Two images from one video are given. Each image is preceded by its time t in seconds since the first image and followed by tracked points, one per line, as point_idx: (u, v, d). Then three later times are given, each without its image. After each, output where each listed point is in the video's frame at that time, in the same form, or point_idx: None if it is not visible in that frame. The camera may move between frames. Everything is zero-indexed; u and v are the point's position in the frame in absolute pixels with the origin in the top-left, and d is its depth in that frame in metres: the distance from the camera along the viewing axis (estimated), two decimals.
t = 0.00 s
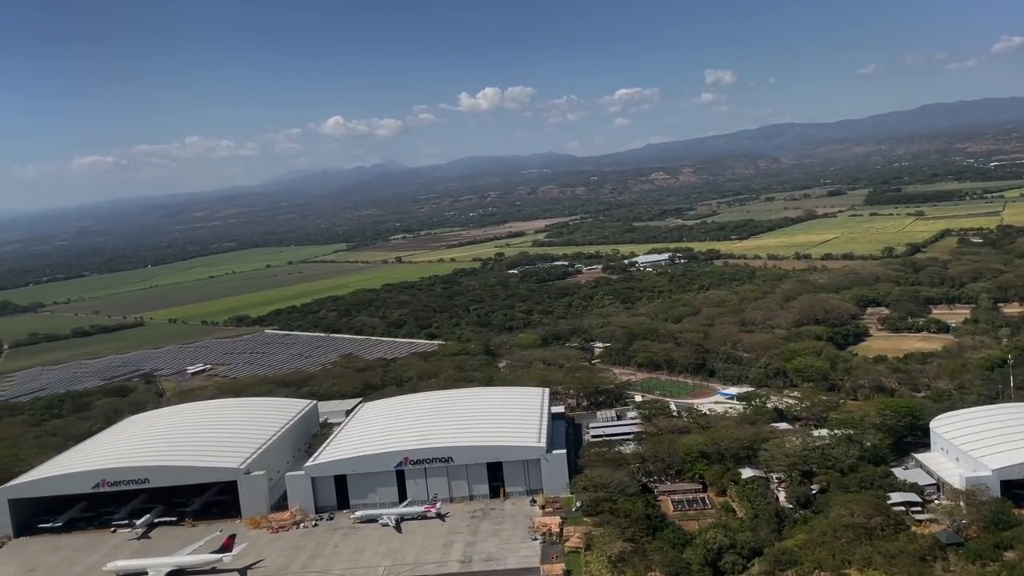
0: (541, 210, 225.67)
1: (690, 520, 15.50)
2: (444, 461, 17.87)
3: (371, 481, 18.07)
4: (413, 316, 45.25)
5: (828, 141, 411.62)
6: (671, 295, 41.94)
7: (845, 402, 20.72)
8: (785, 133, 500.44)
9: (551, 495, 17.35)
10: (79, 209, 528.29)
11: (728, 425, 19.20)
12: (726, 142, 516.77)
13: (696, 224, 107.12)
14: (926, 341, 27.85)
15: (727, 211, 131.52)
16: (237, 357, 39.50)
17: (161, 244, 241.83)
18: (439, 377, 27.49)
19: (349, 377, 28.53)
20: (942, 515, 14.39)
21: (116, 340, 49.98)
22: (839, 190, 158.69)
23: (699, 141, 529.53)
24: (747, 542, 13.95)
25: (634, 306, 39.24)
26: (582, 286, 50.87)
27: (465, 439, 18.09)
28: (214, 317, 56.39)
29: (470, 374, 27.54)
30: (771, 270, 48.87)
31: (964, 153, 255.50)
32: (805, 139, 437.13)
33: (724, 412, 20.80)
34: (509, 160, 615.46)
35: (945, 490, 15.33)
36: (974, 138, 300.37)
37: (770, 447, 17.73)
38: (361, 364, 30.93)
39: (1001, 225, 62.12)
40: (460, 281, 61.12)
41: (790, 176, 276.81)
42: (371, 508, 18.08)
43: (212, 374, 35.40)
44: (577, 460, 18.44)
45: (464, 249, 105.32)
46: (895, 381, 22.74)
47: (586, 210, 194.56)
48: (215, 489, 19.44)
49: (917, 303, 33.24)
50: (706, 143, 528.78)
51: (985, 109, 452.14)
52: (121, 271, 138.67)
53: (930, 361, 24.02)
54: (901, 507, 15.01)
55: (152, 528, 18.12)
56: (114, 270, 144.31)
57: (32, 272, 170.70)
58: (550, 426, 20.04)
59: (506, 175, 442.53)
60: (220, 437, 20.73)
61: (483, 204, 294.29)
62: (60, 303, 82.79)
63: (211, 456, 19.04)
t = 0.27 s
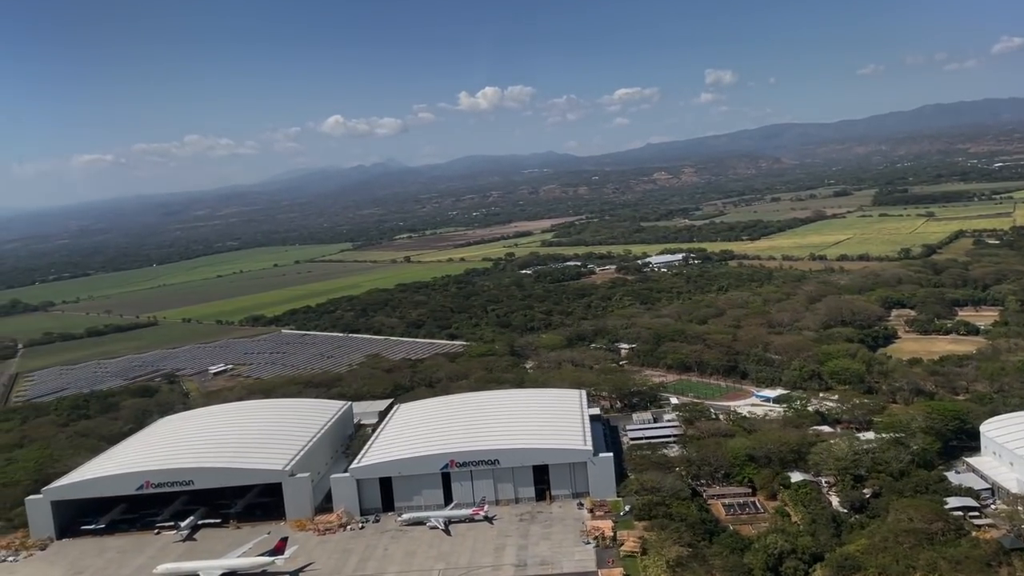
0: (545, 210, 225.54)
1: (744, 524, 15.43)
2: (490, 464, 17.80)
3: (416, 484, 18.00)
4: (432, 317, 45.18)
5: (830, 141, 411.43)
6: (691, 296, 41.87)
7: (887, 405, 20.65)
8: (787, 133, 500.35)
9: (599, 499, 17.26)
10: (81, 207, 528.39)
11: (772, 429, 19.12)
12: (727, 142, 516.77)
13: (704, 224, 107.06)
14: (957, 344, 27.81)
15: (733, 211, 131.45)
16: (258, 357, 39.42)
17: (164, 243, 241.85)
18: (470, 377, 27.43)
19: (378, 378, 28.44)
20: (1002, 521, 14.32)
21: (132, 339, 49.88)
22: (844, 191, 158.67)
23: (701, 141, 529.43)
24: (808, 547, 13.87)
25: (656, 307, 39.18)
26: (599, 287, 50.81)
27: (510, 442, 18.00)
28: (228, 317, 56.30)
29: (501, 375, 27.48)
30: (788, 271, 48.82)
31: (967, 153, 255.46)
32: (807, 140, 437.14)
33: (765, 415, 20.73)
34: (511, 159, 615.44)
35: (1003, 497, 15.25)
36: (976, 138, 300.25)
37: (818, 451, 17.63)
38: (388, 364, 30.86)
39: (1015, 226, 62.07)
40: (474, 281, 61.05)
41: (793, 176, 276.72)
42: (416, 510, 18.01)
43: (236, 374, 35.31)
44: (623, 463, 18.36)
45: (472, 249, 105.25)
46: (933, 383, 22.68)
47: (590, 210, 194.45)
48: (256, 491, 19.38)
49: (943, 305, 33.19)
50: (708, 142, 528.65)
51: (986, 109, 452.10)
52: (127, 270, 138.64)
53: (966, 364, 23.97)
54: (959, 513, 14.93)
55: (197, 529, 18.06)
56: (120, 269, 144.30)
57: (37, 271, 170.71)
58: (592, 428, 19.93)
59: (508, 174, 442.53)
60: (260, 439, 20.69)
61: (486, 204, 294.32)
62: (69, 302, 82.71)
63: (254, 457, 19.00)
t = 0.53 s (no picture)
0: (548, 211, 225.58)
1: (800, 531, 15.31)
2: (537, 468, 17.68)
3: (462, 488, 17.89)
4: (451, 319, 45.08)
5: (832, 142, 411.51)
6: (712, 298, 41.77)
7: (930, 411, 20.52)
8: (789, 134, 500.54)
9: (647, 505, 17.12)
10: (84, 207, 528.96)
11: (817, 434, 19.01)
12: (730, 144, 516.66)
13: (712, 225, 107.03)
14: (989, 349, 27.71)
15: (740, 213, 131.41)
16: (279, 359, 39.30)
17: (168, 243, 242.20)
18: (500, 380, 27.32)
19: (407, 380, 28.33)
20: None
21: (149, 340, 49.74)
22: (850, 193, 158.65)
23: (703, 142, 529.43)
24: (871, 554, 13.77)
25: (679, 309, 39.06)
26: (616, 289, 50.74)
27: (556, 445, 17.90)
28: (243, 317, 56.19)
29: (533, 378, 27.39)
30: (806, 274, 48.76)
31: (971, 155, 255.46)
32: (810, 141, 437.21)
33: (807, 420, 20.60)
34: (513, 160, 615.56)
35: None
36: (980, 140, 300.23)
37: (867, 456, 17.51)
38: (415, 366, 30.76)
39: None
40: (488, 282, 60.95)
41: (796, 178, 276.74)
42: (462, 514, 17.89)
43: (259, 376, 35.21)
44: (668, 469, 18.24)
45: (481, 250, 105.22)
46: (973, 388, 22.54)
47: (594, 211, 194.41)
48: (298, 494, 19.28)
49: (970, 308, 33.10)
50: (711, 144, 528.58)
51: (988, 111, 452.21)
52: (133, 269, 138.72)
53: (1005, 368, 23.85)
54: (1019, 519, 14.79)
55: (241, 533, 17.95)
56: (126, 269, 144.43)
57: (43, 270, 170.94)
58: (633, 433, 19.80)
59: (511, 175, 442.76)
60: (299, 442, 20.60)
61: (490, 204, 294.42)
62: (80, 302, 82.72)
63: (297, 461, 18.91)
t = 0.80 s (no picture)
0: (552, 212, 225.50)
1: (856, 539, 15.24)
2: (585, 474, 17.60)
3: (509, 493, 17.81)
4: (470, 321, 45.03)
5: (835, 144, 411.44)
6: (733, 302, 41.71)
7: (974, 418, 20.43)
8: (791, 136, 500.48)
9: (696, 511, 17.04)
10: (87, 206, 529.75)
11: (864, 440, 18.90)
12: (732, 145, 516.62)
13: (720, 228, 106.99)
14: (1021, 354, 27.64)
15: (747, 216, 131.36)
16: (300, 361, 39.27)
17: (173, 243, 242.75)
18: (531, 384, 27.25)
19: (437, 384, 28.27)
20: None
21: (166, 341, 49.75)
22: (856, 196, 158.60)
23: (706, 143, 529.57)
24: (934, 564, 13.69)
25: (700, 312, 39.01)
26: (632, 291, 50.71)
27: (603, 451, 17.81)
28: (258, 319, 56.20)
29: (563, 382, 27.34)
30: (825, 278, 48.67)
31: (975, 159, 255.36)
32: (813, 143, 437.51)
33: (850, 426, 20.51)
34: (515, 161, 615.83)
35: None
36: (983, 143, 300.16)
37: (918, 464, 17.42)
38: (442, 369, 30.71)
39: None
40: (502, 284, 60.89)
41: (800, 180, 276.58)
42: (508, 520, 17.81)
43: (283, 378, 35.18)
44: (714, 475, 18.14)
45: (490, 251, 105.24)
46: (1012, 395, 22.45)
47: (599, 213, 194.36)
48: (339, 498, 19.20)
49: (997, 313, 33.02)
50: (713, 145, 528.64)
51: (991, 114, 452.04)
52: (141, 270, 138.91)
53: None
54: None
55: (287, 537, 17.88)
56: (134, 269, 144.65)
57: (50, 270, 171.32)
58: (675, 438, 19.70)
59: (514, 176, 443.19)
60: (339, 445, 20.53)
61: (494, 206, 294.63)
62: (91, 302, 82.79)
63: (340, 464, 18.84)
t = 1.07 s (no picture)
0: (557, 215, 225.54)
1: (914, 549, 15.10)
2: (632, 481, 17.47)
3: (556, 499, 17.67)
4: (489, 324, 44.93)
5: (837, 147, 411.46)
6: (754, 306, 41.63)
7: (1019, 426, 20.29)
8: (793, 139, 500.47)
9: (746, 519, 16.90)
10: (90, 207, 530.40)
11: (911, 448, 18.77)
12: (734, 148, 516.83)
13: (729, 231, 106.94)
14: None
15: (754, 219, 131.30)
16: (322, 363, 39.19)
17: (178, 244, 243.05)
18: (563, 388, 27.11)
19: (467, 388, 28.16)
20: None
21: (183, 343, 49.70)
22: (862, 200, 158.51)
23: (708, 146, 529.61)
24: (999, 572, 13.54)
25: (723, 317, 38.90)
26: (650, 295, 50.60)
27: (650, 458, 17.67)
28: (273, 321, 56.15)
29: (594, 386, 27.25)
30: (844, 283, 48.55)
31: (979, 163, 255.35)
32: (815, 146, 437.81)
33: (893, 434, 20.37)
34: (518, 163, 616.30)
35: None
36: (987, 147, 300.11)
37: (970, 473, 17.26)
38: (469, 372, 30.63)
39: None
40: (516, 287, 60.77)
41: (803, 183, 276.47)
42: (555, 527, 17.68)
43: (306, 381, 35.08)
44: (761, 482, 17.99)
45: (498, 254, 105.13)
46: None
47: (603, 216, 194.40)
48: (382, 503, 19.07)
49: None
50: (715, 148, 528.89)
51: (994, 118, 452.07)
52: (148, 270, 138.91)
53: None
54: None
55: (332, 543, 17.76)
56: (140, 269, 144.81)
57: (56, 270, 171.62)
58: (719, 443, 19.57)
59: (517, 178, 443.44)
60: (378, 449, 20.39)
61: (497, 208, 294.78)
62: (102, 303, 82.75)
63: (384, 470, 18.71)
